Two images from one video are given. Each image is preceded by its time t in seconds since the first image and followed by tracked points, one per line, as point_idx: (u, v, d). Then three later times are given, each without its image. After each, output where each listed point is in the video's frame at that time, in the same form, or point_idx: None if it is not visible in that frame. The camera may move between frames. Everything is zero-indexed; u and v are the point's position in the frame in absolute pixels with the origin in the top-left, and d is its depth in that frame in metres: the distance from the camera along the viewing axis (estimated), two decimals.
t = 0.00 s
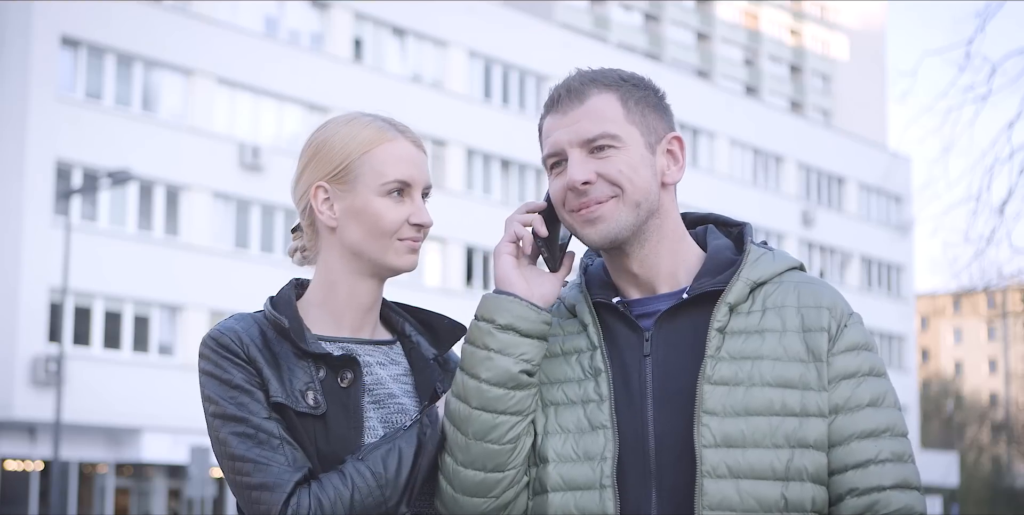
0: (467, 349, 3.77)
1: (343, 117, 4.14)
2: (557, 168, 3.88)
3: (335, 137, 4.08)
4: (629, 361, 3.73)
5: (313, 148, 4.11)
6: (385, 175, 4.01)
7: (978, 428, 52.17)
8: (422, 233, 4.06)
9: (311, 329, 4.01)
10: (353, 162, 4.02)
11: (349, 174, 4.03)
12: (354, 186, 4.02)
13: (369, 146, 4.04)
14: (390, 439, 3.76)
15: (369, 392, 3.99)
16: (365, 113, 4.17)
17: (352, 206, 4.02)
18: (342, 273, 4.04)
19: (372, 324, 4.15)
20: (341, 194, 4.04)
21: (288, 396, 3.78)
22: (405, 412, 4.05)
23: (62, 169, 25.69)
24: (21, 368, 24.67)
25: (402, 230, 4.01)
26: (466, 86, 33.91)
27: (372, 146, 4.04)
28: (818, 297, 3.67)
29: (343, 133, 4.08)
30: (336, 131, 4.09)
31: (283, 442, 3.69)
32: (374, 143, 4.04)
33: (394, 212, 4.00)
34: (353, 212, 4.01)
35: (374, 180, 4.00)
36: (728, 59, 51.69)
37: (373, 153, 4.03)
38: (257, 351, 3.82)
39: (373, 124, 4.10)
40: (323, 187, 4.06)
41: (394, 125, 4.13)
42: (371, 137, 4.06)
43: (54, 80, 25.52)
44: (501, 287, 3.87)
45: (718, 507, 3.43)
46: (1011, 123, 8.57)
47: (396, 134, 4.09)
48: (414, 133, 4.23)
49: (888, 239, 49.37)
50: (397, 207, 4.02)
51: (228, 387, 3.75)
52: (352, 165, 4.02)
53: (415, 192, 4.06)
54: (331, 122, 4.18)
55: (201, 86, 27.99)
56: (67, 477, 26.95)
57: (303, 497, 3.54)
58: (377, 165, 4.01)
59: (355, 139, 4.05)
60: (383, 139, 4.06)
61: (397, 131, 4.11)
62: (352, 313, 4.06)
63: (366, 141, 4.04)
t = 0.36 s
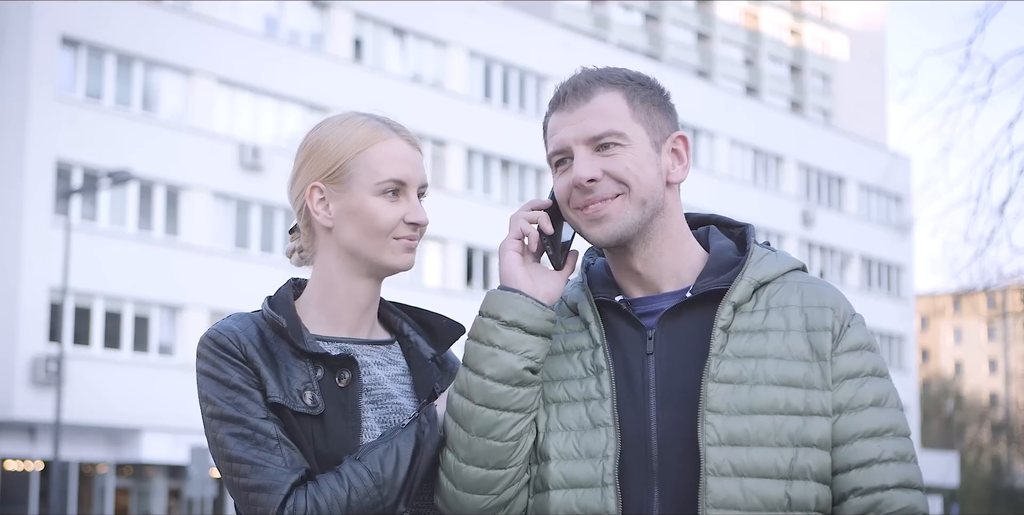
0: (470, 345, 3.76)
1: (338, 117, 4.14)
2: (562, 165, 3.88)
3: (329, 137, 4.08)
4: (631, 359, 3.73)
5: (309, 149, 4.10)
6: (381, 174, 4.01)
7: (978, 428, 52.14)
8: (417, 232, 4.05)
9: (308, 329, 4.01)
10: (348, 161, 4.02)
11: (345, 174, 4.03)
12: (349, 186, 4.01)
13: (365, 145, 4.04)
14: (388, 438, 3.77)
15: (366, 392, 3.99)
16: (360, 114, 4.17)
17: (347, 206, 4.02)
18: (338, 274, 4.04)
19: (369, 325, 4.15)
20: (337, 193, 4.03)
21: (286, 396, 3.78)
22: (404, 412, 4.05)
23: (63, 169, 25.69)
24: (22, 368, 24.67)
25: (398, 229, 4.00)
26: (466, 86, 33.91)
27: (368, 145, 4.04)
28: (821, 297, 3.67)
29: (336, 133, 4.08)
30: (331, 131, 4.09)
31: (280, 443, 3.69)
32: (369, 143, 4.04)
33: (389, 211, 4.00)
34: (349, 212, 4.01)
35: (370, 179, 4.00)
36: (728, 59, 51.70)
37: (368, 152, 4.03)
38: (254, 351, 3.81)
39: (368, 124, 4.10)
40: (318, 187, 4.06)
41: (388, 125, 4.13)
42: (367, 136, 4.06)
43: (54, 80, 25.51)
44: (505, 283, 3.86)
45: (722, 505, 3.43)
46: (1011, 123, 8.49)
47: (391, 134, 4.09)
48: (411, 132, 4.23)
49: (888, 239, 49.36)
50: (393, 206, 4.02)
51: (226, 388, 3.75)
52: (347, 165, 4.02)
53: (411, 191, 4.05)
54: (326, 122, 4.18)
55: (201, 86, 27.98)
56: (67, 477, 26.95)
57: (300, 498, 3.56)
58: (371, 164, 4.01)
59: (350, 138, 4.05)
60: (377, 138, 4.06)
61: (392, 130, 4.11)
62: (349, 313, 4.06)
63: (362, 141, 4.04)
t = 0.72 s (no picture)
0: (469, 344, 3.77)
1: (333, 118, 4.15)
2: (563, 167, 3.88)
3: (325, 138, 4.08)
4: (631, 358, 3.73)
5: (306, 149, 4.11)
6: (376, 174, 4.00)
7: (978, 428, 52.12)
8: (414, 231, 4.05)
9: (306, 330, 4.01)
10: (343, 162, 4.02)
11: (340, 174, 4.02)
12: (345, 186, 4.01)
13: (359, 146, 4.03)
14: (387, 438, 3.76)
15: (365, 392, 3.99)
16: (355, 114, 4.17)
17: (343, 206, 4.02)
18: (336, 273, 4.03)
19: (367, 326, 4.14)
20: (332, 194, 4.04)
21: (284, 396, 3.78)
22: (402, 412, 4.05)
23: (63, 169, 25.69)
24: (22, 368, 24.68)
25: (393, 229, 4.00)
26: (466, 86, 33.93)
27: (362, 145, 4.04)
28: (821, 296, 3.67)
29: (331, 134, 4.08)
30: (325, 132, 4.10)
31: (278, 443, 3.69)
32: (364, 143, 4.04)
33: (385, 210, 4.00)
34: (345, 212, 4.01)
35: (365, 179, 4.00)
36: (728, 59, 51.72)
37: (363, 153, 4.03)
38: (252, 351, 3.82)
39: (363, 124, 4.10)
40: (314, 188, 4.06)
41: (383, 124, 4.12)
42: (360, 136, 4.06)
43: (54, 80, 25.52)
44: (505, 283, 3.86)
45: (722, 504, 3.43)
46: (1010, 123, 8.43)
47: (385, 134, 4.09)
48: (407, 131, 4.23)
49: (888, 239, 49.36)
50: (388, 207, 4.02)
51: (223, 388, 3.75)
52: (342, 166, 4.02)
53: (406, 191, 4.05)
54: (321, 123, 4.18)
55: (201, 86, 27.98)
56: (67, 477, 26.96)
57: (297, 499, 3.56)
58: (366, 165, 4.01)
59: (345, 138, 4.05)
60: (371, 138, 4.06)
61: (386, 131, 4.11)
62: (347, 313, 4.06)
63: (356, 141, 4.04)
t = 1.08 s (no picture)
0: (472, 342, 3.77)
1: (322, 120, 4.15)
2: (565, 164, 3.88)
3: (314, 139, 4.08)
4: (632, 358, 3.73)
5: (296, 151, 4.11)
6: (367, 172, 4.01)
7: (978, 428, 52.09)
8: (408, 227, 4.06)
9: (304, 329, 4.01)
10: (334, 162, 4.03)
11: (331, 173, 4.03)
12: (337, 185, 4.02)
13: (350, 145, 4.04)
14: (387, 438, 3.77)
15: (363, 393, 3.99)
16: (345, 115, 4.18)
17: (336, 205, 4.02)
18: (335, 271, 4.03)
19: (365, 325, 4.14)
20: (324, 193, 4.04)
21: (283, 396, 3.78)
22: (400, 414, 4.06)
23: (63, 169, 25.69)
24: (22, 368, 24.68)
25: (387, 225, 4.01)
26: (466, 86, 33.93)
27: (352, 144, 4.05)
28: (823, 298, 3.68)
29: (321, 135, 4.08)
30: (315, 134, 4.10)
31: (277, 443, 3.69)
32: (354, 142, 4.05)
33: (378, 208, 4.00)
34: (338, 211, 4.01)
35: (356, 177, 4.01)
36: (728, 59, 51.71)
37: (354, 151, 4.04)
38: (250, 352, 3.82)
39: (352, 124, 4.11)
40: (306, 189, 4.07)
41: (372, 124, 4.13)
42: (350, 136, 4.06)
43: (54, 80, 25.52)
44: (508, 279, 3.86)
45: (724, 503, 3.44)
46: (1010, 123, 8.39)
47: (374, 133, 4.10)
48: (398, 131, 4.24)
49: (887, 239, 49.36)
50: (381, 204, 4.03)
51: (222, 389, 3.75)
52: (333, 165, 4.03)
53: (399, 188, 4.06)
54: (312, 125, 4.19)
55: (201, 86, 27.98)
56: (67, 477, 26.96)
57: (295, 499, 3.56)
58: (356, 163, 4.02)
59: (334, 138, 4.06)
60: (361, 138, 4.07)
61: (375, 129, 4.11)
62: (346, 312, 4.06)
63: (346, 141, 4.05)
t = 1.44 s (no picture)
0: (471, 341, 3.77)
1: (310, 123, 4.16)
2: (563, 166, 3.88)
3: (301, 142, 4.08)
4: (632, 357, 3.73)
5: (285, 154, 4.12)
6: (351, 174, 4.01)
7: (978, 428, 52.09)
8: (394, 228, 4.06)
9: (300, 331, 4.01)
10: (319, 164, 4.03)
11: (317, 175, 4.03)
12: (323, 187, 4.02)
13: (335, 146, 4.04)
14: (384, 439, 3.76)
15: (359, 394, 3.99)
16: (332, 117, 4.18)
17: (323, 206, 4.02)
18: (327, 274, 4.03)
19: (359, 326, 4.14)
20: (311, 195, 4.04)
21: (278, 396, 3.78)
22: (396, 415, 4.07)
23: (63, 169, 25.69)
24: (22, 368, 24.68)
25: (371, 224, 4.00)
26: (466, 86, 33.93)
27: (338, 145, 4.04)
28: (822, 297, 3.67)
29: (307, 137, 4.08)
30: (302, 137, 4.11)
31: (272, 444, 3.69)
32: (339, 143, 4.05)
33: (362, 208, 4.00)
34: (324, 212, 4.02)
35: (340, 178, 4.00)
36: (727, 59, 51.69)
37: (339, 153, 4.03)
38: (246, 353, 3.83)
39: (339, 125, 4.10)
40: (294, 191, 4.07)
41: (359, 125, 4.12)
42: (335, 137, 4.06)
43: (54, 80, 25.52)
44: (508, 279, 3.86)
45: (723, 503, 3.43)
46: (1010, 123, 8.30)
47: (360, 134, 4.09)
48: (388, 131, 4.22)
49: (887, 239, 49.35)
50: (368, 205, 4.02)
51: (218, 390, 3.74)
52: (319, 167, 4.03)
53: (384, 188, 4.05)
54: (300, 127, 4.19)
55: (201, 86, 27.98)
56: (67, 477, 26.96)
57: (290, 500, 3.56)
58: (341, 164, 4.01)
59: (321, 140, 4.06)
60: (347, 139, 4.06)
61: (361, 130, 4.10)
62: (339, 314, 4.06)
63: (331, 142, 4.04)
